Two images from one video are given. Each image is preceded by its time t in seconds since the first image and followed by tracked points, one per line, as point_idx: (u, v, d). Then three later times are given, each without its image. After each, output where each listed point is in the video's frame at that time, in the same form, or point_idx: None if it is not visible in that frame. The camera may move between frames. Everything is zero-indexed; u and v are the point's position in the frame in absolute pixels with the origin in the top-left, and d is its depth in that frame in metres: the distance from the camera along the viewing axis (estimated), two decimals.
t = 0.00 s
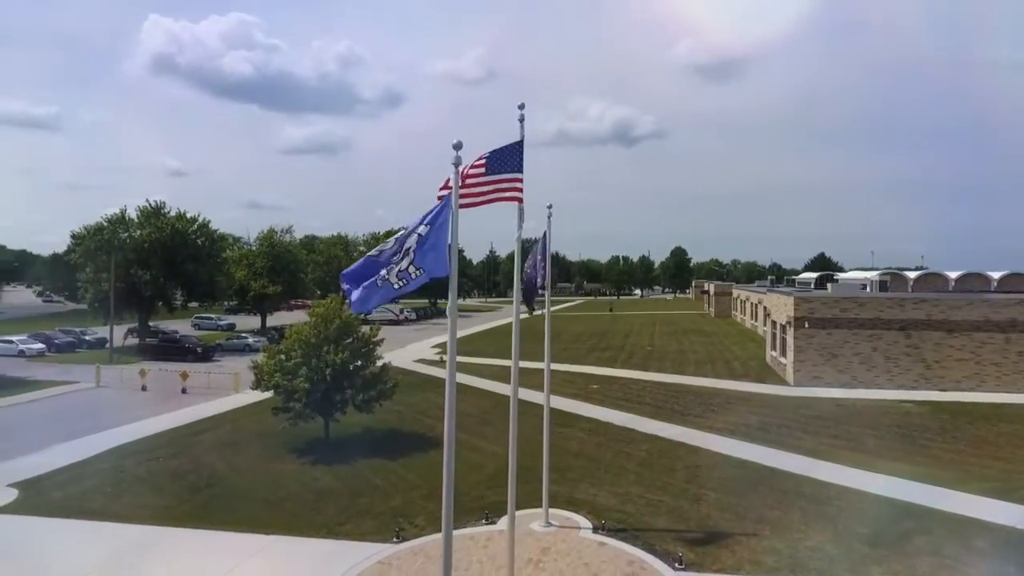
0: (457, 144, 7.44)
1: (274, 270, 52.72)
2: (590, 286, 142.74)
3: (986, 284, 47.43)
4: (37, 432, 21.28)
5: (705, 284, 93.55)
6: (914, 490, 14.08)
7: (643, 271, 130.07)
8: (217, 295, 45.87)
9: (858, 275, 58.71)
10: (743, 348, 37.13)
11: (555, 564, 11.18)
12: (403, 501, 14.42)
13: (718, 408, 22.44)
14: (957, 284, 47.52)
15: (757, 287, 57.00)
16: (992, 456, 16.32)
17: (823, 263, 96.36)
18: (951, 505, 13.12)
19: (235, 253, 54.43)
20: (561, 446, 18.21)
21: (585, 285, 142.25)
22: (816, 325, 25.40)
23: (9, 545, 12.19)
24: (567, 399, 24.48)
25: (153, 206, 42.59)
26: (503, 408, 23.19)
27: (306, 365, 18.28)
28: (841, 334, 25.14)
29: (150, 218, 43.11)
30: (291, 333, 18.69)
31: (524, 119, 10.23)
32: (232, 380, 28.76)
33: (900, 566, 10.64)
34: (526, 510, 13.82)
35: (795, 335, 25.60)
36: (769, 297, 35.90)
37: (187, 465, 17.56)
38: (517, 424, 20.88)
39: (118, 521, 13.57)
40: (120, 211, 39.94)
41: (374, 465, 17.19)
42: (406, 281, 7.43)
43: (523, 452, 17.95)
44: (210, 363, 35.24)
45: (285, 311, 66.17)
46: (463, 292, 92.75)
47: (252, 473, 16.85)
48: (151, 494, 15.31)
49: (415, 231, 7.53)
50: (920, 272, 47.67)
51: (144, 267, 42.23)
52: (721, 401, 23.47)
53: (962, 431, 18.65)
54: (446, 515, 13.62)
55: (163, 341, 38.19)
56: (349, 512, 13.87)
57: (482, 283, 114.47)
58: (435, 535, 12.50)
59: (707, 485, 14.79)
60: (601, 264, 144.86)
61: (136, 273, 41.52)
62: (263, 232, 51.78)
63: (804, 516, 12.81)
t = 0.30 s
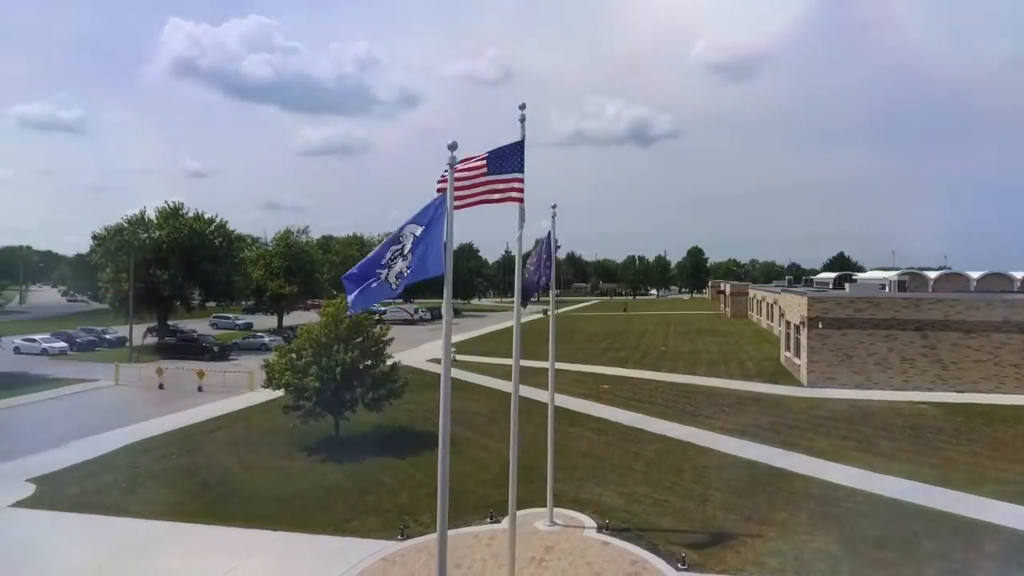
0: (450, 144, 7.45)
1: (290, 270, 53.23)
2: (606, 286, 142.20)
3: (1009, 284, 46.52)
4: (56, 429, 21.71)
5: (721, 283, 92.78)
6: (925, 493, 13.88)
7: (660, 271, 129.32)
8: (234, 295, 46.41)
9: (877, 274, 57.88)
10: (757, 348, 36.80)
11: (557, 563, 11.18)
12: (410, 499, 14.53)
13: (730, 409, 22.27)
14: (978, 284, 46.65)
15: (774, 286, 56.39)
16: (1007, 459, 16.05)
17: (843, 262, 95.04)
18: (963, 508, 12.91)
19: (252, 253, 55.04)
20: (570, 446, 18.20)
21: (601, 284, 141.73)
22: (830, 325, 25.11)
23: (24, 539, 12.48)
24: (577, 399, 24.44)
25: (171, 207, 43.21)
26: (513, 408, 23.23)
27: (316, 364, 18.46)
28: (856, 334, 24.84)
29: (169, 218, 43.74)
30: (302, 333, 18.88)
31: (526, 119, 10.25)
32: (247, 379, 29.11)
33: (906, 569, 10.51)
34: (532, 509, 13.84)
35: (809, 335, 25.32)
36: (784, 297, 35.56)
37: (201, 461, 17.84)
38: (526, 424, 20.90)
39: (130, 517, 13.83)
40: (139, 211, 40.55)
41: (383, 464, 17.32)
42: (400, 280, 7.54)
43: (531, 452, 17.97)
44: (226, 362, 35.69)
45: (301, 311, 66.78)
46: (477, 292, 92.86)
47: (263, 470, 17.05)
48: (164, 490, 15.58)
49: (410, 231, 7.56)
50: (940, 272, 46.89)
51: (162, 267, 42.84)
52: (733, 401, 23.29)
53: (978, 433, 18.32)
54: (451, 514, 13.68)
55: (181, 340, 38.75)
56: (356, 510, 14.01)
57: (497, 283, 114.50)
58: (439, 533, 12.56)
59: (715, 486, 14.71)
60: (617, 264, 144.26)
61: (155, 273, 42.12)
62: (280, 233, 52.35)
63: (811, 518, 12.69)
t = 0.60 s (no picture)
0: (444, 144, 7.53)
1: (309, 270, 53.85)
2: (626, 286, 141.51)
3: None
4: (80, 424, 22.29)
5: (742, 283, 91.80)
6: (938, 496, 13.63)
7: (680, 271, 128.31)
8: (254, 294, 47.07)
9: (901, 274, 56.80)
10: (775, 349, 36.34)
11: (559, 562, 11.20)
12: (418, 497, 14.64)
13: (743, 410, 22.08)
14: (1006, 285, 45.49)
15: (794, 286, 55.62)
16: None
17: (867, 262, 93.31)
18: (976, 512, 12.66)
19: (272, 253, 55.79)
20: (579, 445, 18.21)
21: (620, 284, 141.05)
22: (847, 325, 24.76)
23: (41, 531, 12.85)
24: (590, 398, 24.38)
25: (193, 208, 44.03)
26: (525, 407, 23.24)
27: (328, 363, 18.67)
28: (873, 335, 24.46)
29: (191, 219, 44.54)
30: (314, 332, 19.15)
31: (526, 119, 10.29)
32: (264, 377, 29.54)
33: (912, 573, 10.35)
34: (537, 508, 13.88)
35: (826, 336, 24.99)
36: (802, 297, 35.09)
37: (215, 458, 18.16)
38: (537, 424, 20.92)
39: (145, 511, 14.15)
40: (162, 212, 41.37)
41: (393, 461, 17.46)
42: (393, 278, 7.62)
43: (540, 452, 18.00)
44: (245, 361, 36.23)
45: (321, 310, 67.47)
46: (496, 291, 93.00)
47: (275, 467, 17.31)
48: (179, 485, 15.92)
49: (405, 230, 7.66)
50: (965, 272, 45.88)
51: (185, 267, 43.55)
52: (746, 402, 23.09)
53: (998, 436, 17.92)
54: (457, 512, 13.79)
55: (201, 338, 39.43)
56: (363, 507, 14.14)
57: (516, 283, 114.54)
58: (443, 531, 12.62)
59: (722, 486, 14.62)
60: (637, 264, 143.49)
61: (177, 273, 42.91)
62: (299, 233, 53.02)
63: (819, 520, 12.53)
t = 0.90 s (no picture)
0: (439, 145, 7.56)
1: (325, 270, 54.32)
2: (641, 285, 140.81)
3: None
4: (98, 421, 22.72)
5: (758, 283, 91.00)
6: (949, 498, 13.44)
7: (696, 271, 127.41)
8: (270, 294, 47.58)
9: (921, 274, 55.90)
10: (790, 349, 35.98)
11: (561, 561, 11.23)
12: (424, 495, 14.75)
13: (754, 410, 21.92)
14: None
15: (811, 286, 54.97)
16: None
17: (886, 262, 91.96)
18: (988, 515, 12.47)
19: (288, 253, 56.36)
20: (587, 445, 18.20)
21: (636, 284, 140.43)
22: (861, 326, 24.47)
23: (56, 525, 13.15)
24: (600, 398, 24.33)
25: (210, 208, 44.67)
26: (535, 407, 23.25)
27: (338, 362, 18.89)
28: (888, 336, 24.14)
29: (208, 219, 45.18)
30: (324, 331, 19.36)
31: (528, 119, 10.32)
32: (278, 376, 29.87)
33: None
34: (542, 507, 13.91)
35: (840, 336, 24.69)
36: (817, 297, 34.69)
37: (227, 455, 18.42)
38: (546, 423, 20.95)
39: (157, 506, 14.41)
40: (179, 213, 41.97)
41: (401, 460, 17.58)
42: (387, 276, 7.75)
43: (547, 451, 18.01)
44: (261, 359, 36.67)
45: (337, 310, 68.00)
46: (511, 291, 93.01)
47: (285, 464, 17.52)
48: (191, 481, 16.19)
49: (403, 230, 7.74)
50: (986, 272, 45.06)
51: (202, 267, 44.10)
52: (758, 403, 22.92)
53: (1014, 439, 17.61)
54: (462, 510, 13.87)
55: (218, 337, 39.97)
56: (369, 504, 14.27)
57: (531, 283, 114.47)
58: (447, 529, 12.70)
59: (728, 487, 14.55)
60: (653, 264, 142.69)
61: (194, 273, 43.54)
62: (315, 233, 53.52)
63: (825, 522, 12.42)
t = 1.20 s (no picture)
0: (433, 146, 7.72)
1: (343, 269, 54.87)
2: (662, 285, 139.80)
3: None
4: (119, 417, 23.25)
5: (780, 283, 89.92)
6: (962, 502, 13.21)
7: (717, 271, 126.25)
8: (290, 293, 48.21)
9: (947, 274, 54.75)
10: (809, 350, 35.51)
11: (564, 559, 11.27)
12: (432, 493, 14.88)
13: (769, 411, 21.69)
14: None
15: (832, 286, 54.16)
16: None
17: (912, 262, 90.14)
18: (1002, 520, 12.22)
19: (308, 254, 57.04)
20: (597, 445, 18.19)
21: (656, 285, 139.56)
22: (879, 326, 24.09)
23: (73, 518, 13.52)
24: (613, 398, 24.26)
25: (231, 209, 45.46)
26: (547, 406, 23.25)
27: (351, 360, 19.13)
28: (907, 336, 23.74)
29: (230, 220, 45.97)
30: (337, 329, 19.62)
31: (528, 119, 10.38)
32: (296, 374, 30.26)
33: None
34: (548, 505, 13.96)
35: (857, 337, 24.31)
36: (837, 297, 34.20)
37: (241, 451, 18.75)
38: (557, 423, 20.97)
39: (172, 500, 14.74)
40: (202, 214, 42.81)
41: (411, 458, 17.73)
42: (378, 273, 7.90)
43: (557, 450, 18.03)
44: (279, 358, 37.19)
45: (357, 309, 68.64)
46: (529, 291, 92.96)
47: (297, 461, 17.78)
48: (206, 476, 16.52)
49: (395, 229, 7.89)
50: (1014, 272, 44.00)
51: (223, 267, 44.86)
52: (773, 404, 22.68)
53: None
54: (469, 508, 13.97)
55: (238, 336, 40.63)
56: (377, 501, 14.43)
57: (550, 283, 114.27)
58: (452, 526, 12.79)
59: (736, 488, 14.45)
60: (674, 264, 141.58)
61: (216, 272, 44.29)
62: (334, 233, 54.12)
63: (833, 524, 12.29)
